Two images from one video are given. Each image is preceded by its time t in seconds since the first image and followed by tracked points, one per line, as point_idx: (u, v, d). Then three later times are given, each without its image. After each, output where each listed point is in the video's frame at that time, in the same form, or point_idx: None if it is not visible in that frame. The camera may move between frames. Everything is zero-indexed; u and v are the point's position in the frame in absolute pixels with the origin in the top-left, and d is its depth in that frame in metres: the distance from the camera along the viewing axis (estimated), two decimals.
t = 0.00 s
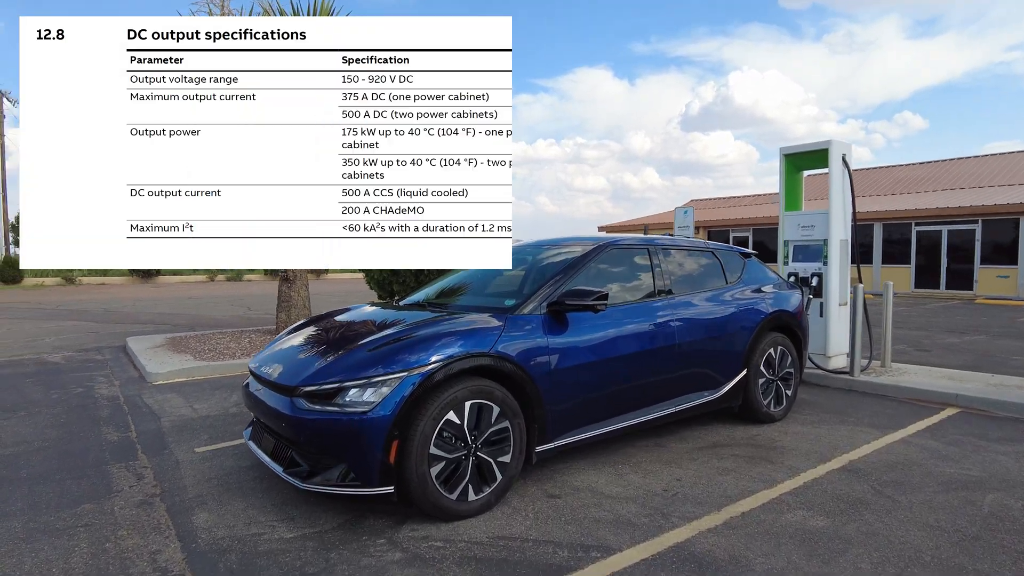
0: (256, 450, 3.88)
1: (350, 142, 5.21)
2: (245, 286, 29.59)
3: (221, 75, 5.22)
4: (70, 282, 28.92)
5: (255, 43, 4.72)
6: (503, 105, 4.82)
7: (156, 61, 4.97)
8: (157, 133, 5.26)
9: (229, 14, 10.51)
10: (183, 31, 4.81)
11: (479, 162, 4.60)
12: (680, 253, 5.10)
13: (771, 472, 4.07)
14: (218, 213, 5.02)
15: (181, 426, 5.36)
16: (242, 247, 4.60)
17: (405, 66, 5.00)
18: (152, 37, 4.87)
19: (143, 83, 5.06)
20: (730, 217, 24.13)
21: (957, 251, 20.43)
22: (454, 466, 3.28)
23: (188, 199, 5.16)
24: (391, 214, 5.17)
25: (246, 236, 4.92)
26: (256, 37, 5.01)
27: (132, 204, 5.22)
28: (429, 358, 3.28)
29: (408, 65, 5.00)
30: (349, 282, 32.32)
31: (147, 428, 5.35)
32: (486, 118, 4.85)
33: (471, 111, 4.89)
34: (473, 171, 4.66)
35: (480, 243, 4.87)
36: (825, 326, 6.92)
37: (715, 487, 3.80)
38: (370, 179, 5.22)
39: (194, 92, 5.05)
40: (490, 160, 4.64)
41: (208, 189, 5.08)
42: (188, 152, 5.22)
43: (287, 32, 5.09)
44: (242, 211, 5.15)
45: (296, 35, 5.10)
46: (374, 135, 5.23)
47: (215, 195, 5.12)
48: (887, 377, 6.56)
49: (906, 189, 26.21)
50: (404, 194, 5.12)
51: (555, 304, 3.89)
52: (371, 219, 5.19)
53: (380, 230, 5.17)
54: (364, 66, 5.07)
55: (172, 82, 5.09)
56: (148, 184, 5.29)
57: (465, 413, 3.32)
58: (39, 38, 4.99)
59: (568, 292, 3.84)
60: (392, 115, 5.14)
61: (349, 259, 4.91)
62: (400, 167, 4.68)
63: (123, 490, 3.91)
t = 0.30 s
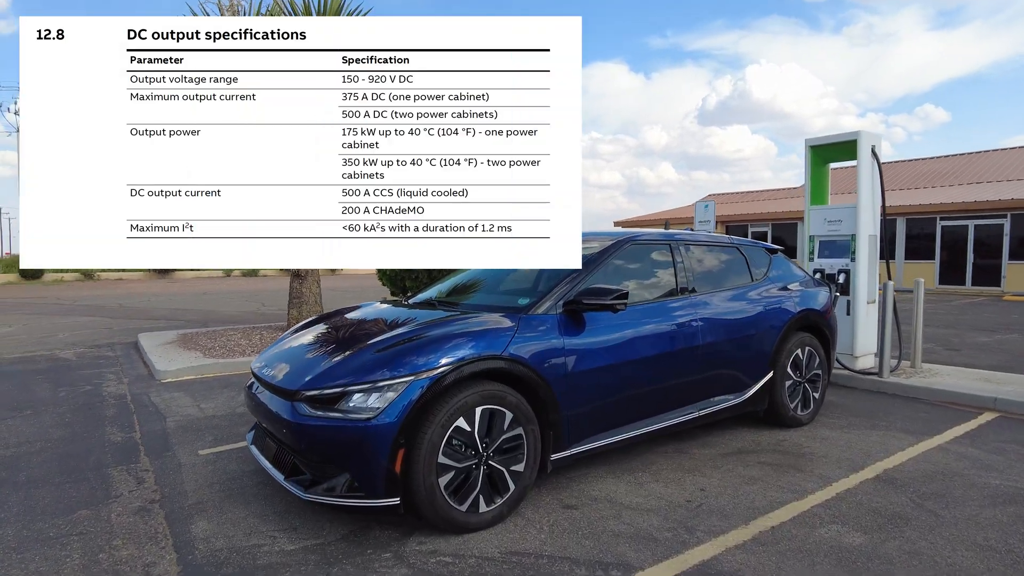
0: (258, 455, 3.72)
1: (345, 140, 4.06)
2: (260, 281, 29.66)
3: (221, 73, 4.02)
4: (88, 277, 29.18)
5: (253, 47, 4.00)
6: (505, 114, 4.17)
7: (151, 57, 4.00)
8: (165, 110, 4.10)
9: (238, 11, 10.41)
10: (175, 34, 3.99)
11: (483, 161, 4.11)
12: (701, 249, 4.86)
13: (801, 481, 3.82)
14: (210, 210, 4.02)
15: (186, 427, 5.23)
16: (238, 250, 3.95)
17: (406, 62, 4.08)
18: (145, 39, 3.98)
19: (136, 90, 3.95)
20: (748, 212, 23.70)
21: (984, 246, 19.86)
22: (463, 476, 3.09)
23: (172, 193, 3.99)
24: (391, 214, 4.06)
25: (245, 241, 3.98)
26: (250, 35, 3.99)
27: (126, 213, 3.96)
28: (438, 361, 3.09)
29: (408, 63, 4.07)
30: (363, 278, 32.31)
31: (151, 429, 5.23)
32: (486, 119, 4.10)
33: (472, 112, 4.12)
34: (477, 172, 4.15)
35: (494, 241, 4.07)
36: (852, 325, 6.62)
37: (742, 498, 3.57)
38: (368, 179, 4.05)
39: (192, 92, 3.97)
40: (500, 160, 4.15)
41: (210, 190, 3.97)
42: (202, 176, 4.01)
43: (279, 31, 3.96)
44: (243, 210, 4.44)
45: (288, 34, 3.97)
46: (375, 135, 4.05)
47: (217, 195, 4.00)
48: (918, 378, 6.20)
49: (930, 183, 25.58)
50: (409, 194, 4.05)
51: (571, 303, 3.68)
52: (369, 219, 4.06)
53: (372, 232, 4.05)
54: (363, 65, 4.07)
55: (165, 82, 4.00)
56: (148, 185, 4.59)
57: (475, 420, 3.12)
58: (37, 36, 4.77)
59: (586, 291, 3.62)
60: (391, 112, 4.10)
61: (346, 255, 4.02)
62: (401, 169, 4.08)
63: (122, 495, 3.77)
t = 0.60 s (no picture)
0: (254, 462, 3.54)
1: (344, 140, 3.85)
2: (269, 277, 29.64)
3: (221, 72, 3.80)
4: (99, 272, 29.29)
5: (252, 47, 3.79)
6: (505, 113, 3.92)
7: (151, 58, 3.80)
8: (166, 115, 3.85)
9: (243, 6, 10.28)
10: (173, 35, 3.79)
11: (482, 161, 3.84)
12: (719, 245, 4.64)
13: (828, 490, 3.58)
14: (209, 211, 3.83)
15: (186, 429, 5.09)
16: (238, 253, 3.76)
17: (406, 61, 3.87)
18: (143, 38, 3.78)
19: (135, 92, 3.77)
20: (761, 207, 23.34)
21: (1004, 242, 19.37)
22: (470, 487, 2.89)
23: (168, 195, 3.80)
24: (390, 214, 3.87)
25: (243, 242, 3.78)
26: (249, 34, 3.78)
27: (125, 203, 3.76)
28: (444, 364, 2.90)
29: (408, 63, 3.86)
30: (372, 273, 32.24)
31: (150, 430, 5.08)
32: (486, 119, 3.89)
33: (472, 112, 3.91)
34: (476, 173, 3.89)
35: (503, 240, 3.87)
36: (875, 323, 6.32)
37: (766, 510, 3.34)
38: (367, 179, 3.85)
39: (192, 94, 3.77)
40: (499, 161, 3.85)
41: (208, 191, 3.77)
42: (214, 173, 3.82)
43: (279, 31, 3.75)
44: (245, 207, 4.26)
45: (288, 33, 3.75)
46: (374, 135, 3.85)
47: (216, 195, 3.79)
48: (945, 379, 5.95)
49: (948, 178, 25.08)
50: (408, 194, 3.86)
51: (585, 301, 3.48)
52: (368, 220, 3.87)
53: (371, 232, 3.86)
54: (363, 64, 3.85)
55: (166, 84, 3.79)
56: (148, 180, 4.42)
57: (483, 427, 2.92)
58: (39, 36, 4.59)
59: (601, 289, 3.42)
60: (391, 112, 3.89)
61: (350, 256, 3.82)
62: (401, 169, 3.87)
63: (114, 502, 3.61)
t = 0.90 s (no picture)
0: (235, 474, 3.33)
1: (344, 140, 3.64)
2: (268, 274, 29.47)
3: (221, 72, 3.59)
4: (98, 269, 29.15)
5: (251, 47, 3.59)
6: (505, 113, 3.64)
7: (151, 56, 3.58)
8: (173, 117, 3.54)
9: None
10: (172, 34, 3.58)
11: (483, 161, 3.64)
12: (728, 244, 4.42)
13: (847, 505, 3.35)
14: (209, 211, 3.62)
15: (171, 434, 4.89)
16: (241, 249, 3.56)
17: (406, 63, 3.63)
18: (143, 38, 3.59)
19: (140, 87, 3.54)
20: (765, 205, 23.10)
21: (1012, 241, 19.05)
22: (464, 506, 2.68)
23: (171, 193, 3.60)
24: (390, 214, 3.66)
25: (241, 242, 3.59)
26: (249, 34, 3.56)
27: (121, 196, 3.54)
28: (439, 372, 2.68)
29: (409, 63, 3.64)
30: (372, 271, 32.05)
31: (134, 435, 4.88)
32: (487, 120, 3.66)
33: (473, 112, 3.69)
34: (476, 173, 3.68)
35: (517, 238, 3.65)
36: (888, 325, 6.08)
37: (781, 528, 3.11)
38: (366, 179, 3.64)
39: (196, 88, 3.54)
40: (500, 161, 3.64)
41: (208, 186, 3.56)
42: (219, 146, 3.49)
43: (277, 30, 3.56)
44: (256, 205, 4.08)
45: (286, 31, 3.54)
46: (374, 135, 3.64)
47: (216, 195, 3.59)
48: (962, 383, 5.71)
49: (954, 175, 24.78)
50: (407, 193, 3.66)
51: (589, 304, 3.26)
52: (366, 220, 3.67)
53: (371, 232, 3.65)
54: (363, 65, 3.64)
55: (171, 79, 3.56)
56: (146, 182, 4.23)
57: (478, 440, 2.70)
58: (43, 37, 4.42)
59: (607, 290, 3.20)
60: (391, 112, 3.67)
61: (350, 258, 3.62)
62: (402, 169, 3.66)
63: (88, 516, 3.40)
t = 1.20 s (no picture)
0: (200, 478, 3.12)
1: (344, 140, 3.20)
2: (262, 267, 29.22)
3: (222, 72, 3.16)
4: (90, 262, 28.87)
5: (254, 49, 3.16)
6: (511, 109, 3.23)
7: (152, 57, 3.17)
8: (171, 128, 3.12)
9: None
10: (173, 34, 3.16)
11: (483, 160, 3.22)
12: (727, 234, 4.20)
13: (852, 511, 3.14)
14: (210, 213, 3.19)
15: (145, 433, 4.67)
16: (236, 252, 3.14)
17: (407, 61, 3.19)
18: (143, 38, 3.18)
19: (138, 90, 3.13)
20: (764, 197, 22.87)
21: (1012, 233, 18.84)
22: (441, 516, 2.47)
23: (169, 195, 3.17)
24: (389, 214, 3.24)
25: (241, 243, 3.16)
26: (250, 34, 3.14)
27: (118, 197, 3.12)
28: (415, 370, 2.47)
29: (410, 63, 3.20)
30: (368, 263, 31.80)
31: (105, 434, 4.66)
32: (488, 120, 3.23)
33: (473, 113, 3.26)
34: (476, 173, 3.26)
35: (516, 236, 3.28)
36: (891, 318, 5.86)
37: (783, 535, 2.91)
38: (366, 180, 3.22)
39: (196, 92, 3.13)
40: (499, 161, 3.23)
41: (208, 187, 3.14)
42: (208, 149, 3.12)
43: (279, 30, 3.15)
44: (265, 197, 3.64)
45: (288, 31, 3.12)
46: (374, 134, 3.21)
47: (216, 196, 3.17)
48: (968, 378, 5.50)
49: (954, 167, 24.56)
50: (405, 193, 3.23)
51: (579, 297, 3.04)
52: (366, 220, 3.24)
53: (371, 233, 3.22)
54: (364, 65, 3.19)
55: (170, 82, 3.15)
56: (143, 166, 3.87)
57: (456, 445, 2.49)
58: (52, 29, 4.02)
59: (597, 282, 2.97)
60: (392, 112, 3.22)
61: (351, 260, 3.19)
62: (402, 170, 3.23)
63: (44, 523, 3.19)
